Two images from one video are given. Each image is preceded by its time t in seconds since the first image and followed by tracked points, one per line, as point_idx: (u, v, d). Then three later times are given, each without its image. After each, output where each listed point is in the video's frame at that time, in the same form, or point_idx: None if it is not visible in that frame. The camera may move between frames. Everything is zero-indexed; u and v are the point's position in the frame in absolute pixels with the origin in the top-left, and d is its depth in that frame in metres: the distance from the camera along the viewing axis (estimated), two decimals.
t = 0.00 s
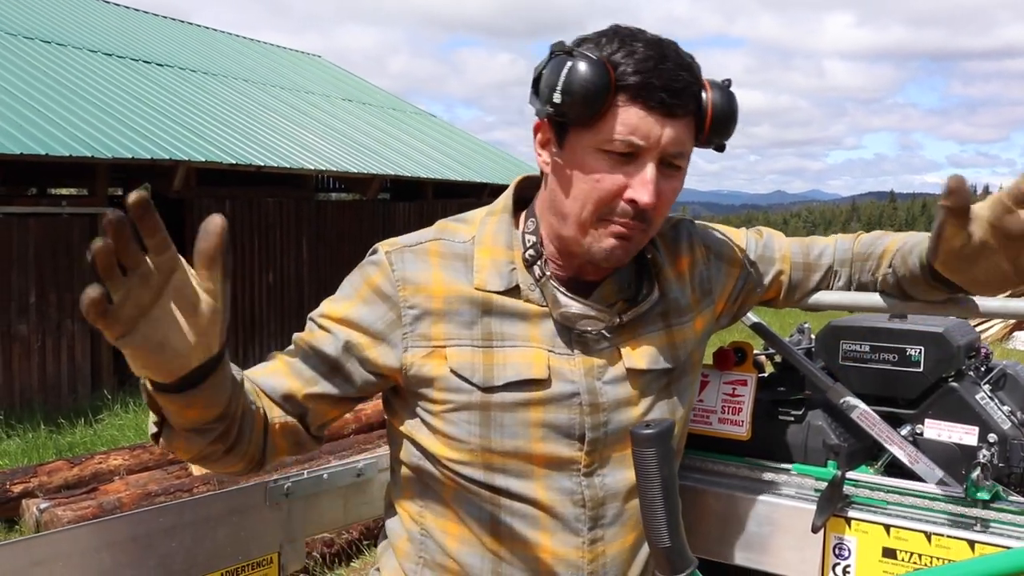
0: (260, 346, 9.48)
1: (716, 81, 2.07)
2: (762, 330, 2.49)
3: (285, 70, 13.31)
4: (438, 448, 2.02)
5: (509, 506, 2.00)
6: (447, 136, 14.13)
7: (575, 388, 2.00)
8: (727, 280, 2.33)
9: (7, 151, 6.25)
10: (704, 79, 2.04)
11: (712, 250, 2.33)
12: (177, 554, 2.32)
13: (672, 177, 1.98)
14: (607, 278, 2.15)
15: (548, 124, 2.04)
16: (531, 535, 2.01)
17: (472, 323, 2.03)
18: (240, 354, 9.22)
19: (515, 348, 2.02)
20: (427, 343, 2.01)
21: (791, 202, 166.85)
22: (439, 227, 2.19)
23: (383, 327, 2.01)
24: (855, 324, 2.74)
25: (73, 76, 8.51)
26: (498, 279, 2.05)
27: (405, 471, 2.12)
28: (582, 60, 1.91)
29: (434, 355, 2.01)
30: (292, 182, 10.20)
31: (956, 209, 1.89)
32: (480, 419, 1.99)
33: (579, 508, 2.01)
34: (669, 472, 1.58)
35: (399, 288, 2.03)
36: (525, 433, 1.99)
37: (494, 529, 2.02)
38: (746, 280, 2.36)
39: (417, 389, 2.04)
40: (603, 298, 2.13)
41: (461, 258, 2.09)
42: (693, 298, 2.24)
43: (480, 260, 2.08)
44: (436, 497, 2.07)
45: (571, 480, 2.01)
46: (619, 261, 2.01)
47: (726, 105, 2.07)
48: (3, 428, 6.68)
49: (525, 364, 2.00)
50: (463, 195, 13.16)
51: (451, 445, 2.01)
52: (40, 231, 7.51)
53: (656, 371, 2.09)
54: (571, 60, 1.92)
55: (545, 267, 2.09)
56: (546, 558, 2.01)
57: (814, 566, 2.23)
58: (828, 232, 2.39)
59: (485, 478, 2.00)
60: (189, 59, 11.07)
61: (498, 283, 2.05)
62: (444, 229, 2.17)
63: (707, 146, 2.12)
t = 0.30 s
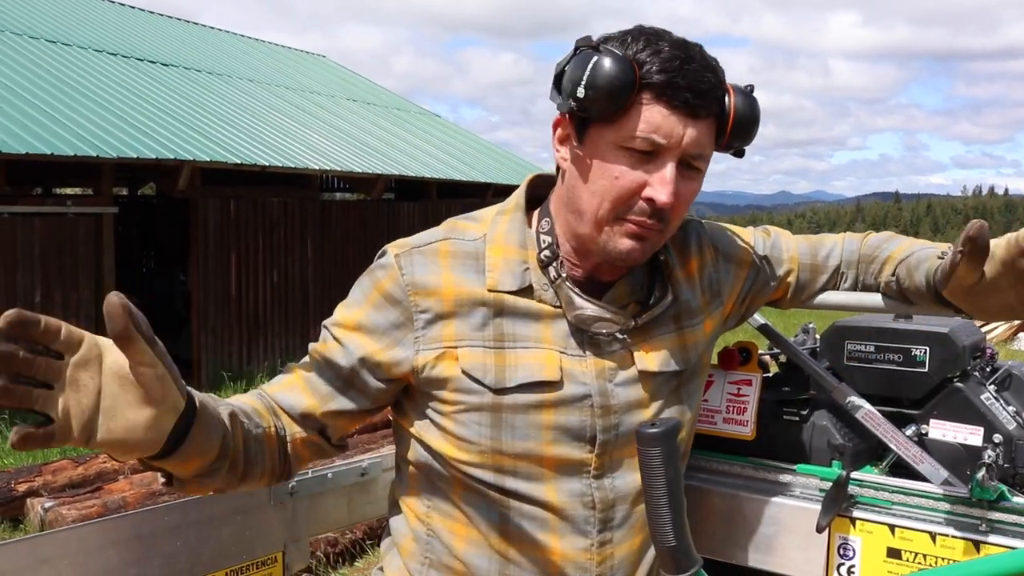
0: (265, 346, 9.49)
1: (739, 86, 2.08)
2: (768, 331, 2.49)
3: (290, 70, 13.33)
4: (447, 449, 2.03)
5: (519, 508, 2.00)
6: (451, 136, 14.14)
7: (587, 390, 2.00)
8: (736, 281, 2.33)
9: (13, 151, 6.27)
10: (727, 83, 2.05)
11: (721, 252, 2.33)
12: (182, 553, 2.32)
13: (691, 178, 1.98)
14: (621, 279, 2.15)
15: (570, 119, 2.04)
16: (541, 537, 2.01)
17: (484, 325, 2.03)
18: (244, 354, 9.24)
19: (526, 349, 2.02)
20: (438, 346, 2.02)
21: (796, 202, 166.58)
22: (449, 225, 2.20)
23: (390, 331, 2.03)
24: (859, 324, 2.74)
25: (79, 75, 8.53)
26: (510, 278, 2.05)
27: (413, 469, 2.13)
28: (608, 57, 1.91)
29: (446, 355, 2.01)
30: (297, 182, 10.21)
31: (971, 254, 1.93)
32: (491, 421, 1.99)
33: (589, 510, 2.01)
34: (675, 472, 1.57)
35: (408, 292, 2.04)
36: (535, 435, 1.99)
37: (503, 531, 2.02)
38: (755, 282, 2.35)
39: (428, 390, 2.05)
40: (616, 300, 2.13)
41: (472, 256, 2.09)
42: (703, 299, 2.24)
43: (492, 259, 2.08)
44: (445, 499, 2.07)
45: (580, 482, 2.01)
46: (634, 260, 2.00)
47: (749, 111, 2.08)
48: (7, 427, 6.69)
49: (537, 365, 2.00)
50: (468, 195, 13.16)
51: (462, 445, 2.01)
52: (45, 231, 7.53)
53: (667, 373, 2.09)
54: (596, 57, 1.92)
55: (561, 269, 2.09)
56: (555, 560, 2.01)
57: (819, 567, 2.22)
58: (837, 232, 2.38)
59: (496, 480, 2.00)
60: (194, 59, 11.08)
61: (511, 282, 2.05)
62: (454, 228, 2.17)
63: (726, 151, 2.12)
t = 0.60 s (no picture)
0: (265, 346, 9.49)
1: (728, 75, 2.07)
2: (767, 331, 2.49)
3: (291, 70, 13.34)
4: (447, 451, 2.03)
5: (522, 509, 2.01)
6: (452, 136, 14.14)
7: (588, 392, 2.01)
8: (736, 281, 2.33)
9: (15, 151, 6.28)
10: (713, 72, 2.05)
11: (721, 252, 2.33)
12: (182, 553, 2.33)
13: (679, 167, 1.98)
14: (620, 278, 2.15)
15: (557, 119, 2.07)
16: (544, 539, 2.01)
17: (484, 327, 2.03)
18: (245, 354, 9.24)
19: (528, 351, 2.02)
20: (438, 348, 2.02)
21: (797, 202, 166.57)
22: (448, 227, 2.20)
23: (389, 336, 2.03)
24: (859, 324, 2.74)
25: (80, 76, 8.55)
26: (510, 280, 2.05)
27: (413, 469, 2.14)
28: (586, 50, 1.94)
29: (447, 359, 2.02)
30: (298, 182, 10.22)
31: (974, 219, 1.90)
32: (492, 424, 1.99)
33: (591, 511, 2.01)
34: (672, 471, 1.58)
35: (407, 297, 2.04)
36: (536, 437, 1.99)
37: (506, 532, 2.02)
38: (753, 281, 2.35)
39: (428, 393, 2.05)
40: (616, 299, 2.13)
41: (470, 258, 2.09)
42: (703, 299, 2.25)
43: (491, 261, 2.08)
44: (447, 500, 2.08)
45: (582, 482, 2.01)
46: (626, 255, 2.00)
47: (738, 99, 2.06)
48: (8, 427, 6.70)
49: (539, 367, 2.00)
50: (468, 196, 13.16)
51: (463, 446, 2.01)
52: (47, 231, 7.54)
53: (667, 373, 2.10)
54: (575, 50, 1.95)
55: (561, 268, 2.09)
56: (557, 561, 2.01)
57: (818, 566, 2.23)
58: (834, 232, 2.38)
59: (497, 483, 2.01)
60: (195, 59, 11.09)
61: (510, 284, 2.05)
62: (451, 229, 2.18)
63: (718, 141, 2.11)
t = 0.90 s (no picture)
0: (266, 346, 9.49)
1: (699, 52, 2.05)
2: (774, 335, 2.49)
3: (290, 71, 13.35)
4: (447, 453, 2.04)
5: (521, 510, 2.01)
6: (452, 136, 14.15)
7: (587, 394, 2.01)
8: (737, 281, 2.34)
9: (15, 153, 6.28)
10: (681, 51, 2.05)
11: (722, 251, 2.33)
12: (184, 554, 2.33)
13: (650, 142, 1.98)
14: (618, 279, 2.14)
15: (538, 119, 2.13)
16: (543, 540, 2.01)
17: (483, 331, 2.03)
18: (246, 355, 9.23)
19: (527, 354, 2.02)
20: (436, 354, 2.02)
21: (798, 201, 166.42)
22: (445, 232, 2.21)
23: (396, 346, 2.03)
24: (859, 323, 2.73)
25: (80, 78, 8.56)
26: (509, 282, 2.05)
27: (416, 473, 2.15)
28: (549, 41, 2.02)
29: (447, 366, 2.02)
30: (298, 183, 10.23)
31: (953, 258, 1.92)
32: (491, 427, 2.00)
33: (592, 513, 2.01)
34: (672, 475, 1.58)
35: (406, 303, 2.04)
36: (536, 441, 1.99)
37: (505, 534, 2.02)
38: (753, 283, 2.36)
39: (429, 397, 2.06)
40: (616, 299, 2.12)
41: (469, 262, 2.10)
42: (703, 300, 2.25)
43: (490, 264, 2.08)
44: (448, 503, 2.08)
45: (582, 484, 2.01)
46: (612, 240, 1.97)
47: (712, 75, 2.05)
48: (10, 429, 6.70)
49: (539, 370, 2.00)
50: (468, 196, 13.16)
51: (462, 449, 2.02)
52: (47, 233, 7.55)
53: (667, 375, 2.09)
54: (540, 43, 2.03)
55: (561, 266, 2.10)
56: (557, 564, 2.01)
57: (819, 567, 2.23)
58: (835, 230, 2.39)
59: (497, 486, 2.01)
60: (195, 61, 11.11)
61: (508, 287, 2.05)
62: (450, 233, 2.19)
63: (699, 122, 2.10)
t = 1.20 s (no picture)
0: (267, 345, 9.50)
1: (688, 51, 2.09)
2: (767, 333, 2.49)
3: (292, 70, 13.35)
4: (442, 451, 2.05)
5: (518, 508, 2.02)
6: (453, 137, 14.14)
7: (581, 391, 2.01)
8: (729, 282, 2.33)
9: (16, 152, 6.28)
10: (670, 50, 2.06)
11: (712, 254, 2.34)
12: (182, 553, 2.33)
13: (650, 145, 1.98)
14: (609, 277, 2.15)
15: (525, 120, 2.09)
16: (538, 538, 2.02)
17: (478, 329, 2.03)
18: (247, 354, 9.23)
19: (522, 352, 2.02)
20: (433, 352, 2.03)
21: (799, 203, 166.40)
22: (438, 234, 2.21)
23: (398, 352, 2.04)
24: (860, 325, 2.73)
25: (81, 76, 8.56)
26: (502, 281, 2.05)
27: (412, 473, 2.15)
28: (542, 46, 1.97)
29: (441, 361, 2.02)
30: (299, 182, 10.24)
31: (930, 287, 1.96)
32: (487, 424, 2.00)
33: (587, 510, 2.02)
34: (670, 474, 1.58)
35: (402, 303, 2.04)
36: (530, 438, 2.00)
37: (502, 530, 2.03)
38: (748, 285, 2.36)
39: (424, 395, 2.07)
40: (607, 297, 2.13)
41: (463, 264, 2.10)
42: (696, 300, 2.24)
43: (483, 264, 2.08)
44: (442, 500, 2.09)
45: (578, 482, 2.01)
46: (614, 242, 1.99)
47: (699, 73, 2.08)
48: (10, 427, 6.70)
49: (532, 367, 2.00)
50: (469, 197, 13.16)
51: (457, 445, 2.03)
52: (48, 231, 7.55)
53: (663, 372, 2.09)
54: (532, 47, 1.97)
55: (552, 264, 2.10)
56: (553, 561, 2.02)
57: (817, 569, 2.23)
58: (832, 234, 2.40)
59: (493, 482, 2.03)
60: (197, 60, 11.11)
61: (502, 286, 2.05)
62: (443, 236, 2.19)
63: (685, 117, 2.13)
